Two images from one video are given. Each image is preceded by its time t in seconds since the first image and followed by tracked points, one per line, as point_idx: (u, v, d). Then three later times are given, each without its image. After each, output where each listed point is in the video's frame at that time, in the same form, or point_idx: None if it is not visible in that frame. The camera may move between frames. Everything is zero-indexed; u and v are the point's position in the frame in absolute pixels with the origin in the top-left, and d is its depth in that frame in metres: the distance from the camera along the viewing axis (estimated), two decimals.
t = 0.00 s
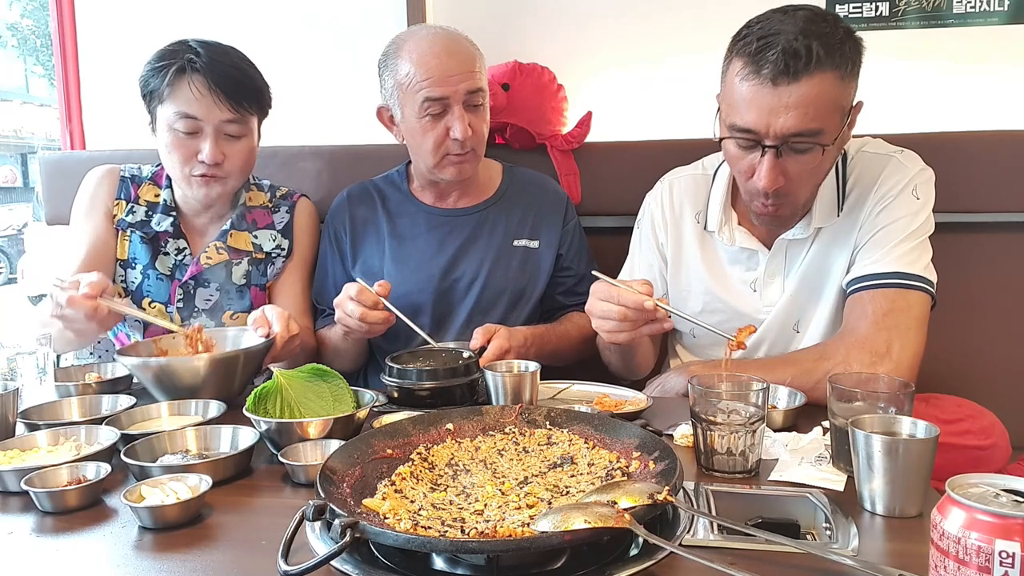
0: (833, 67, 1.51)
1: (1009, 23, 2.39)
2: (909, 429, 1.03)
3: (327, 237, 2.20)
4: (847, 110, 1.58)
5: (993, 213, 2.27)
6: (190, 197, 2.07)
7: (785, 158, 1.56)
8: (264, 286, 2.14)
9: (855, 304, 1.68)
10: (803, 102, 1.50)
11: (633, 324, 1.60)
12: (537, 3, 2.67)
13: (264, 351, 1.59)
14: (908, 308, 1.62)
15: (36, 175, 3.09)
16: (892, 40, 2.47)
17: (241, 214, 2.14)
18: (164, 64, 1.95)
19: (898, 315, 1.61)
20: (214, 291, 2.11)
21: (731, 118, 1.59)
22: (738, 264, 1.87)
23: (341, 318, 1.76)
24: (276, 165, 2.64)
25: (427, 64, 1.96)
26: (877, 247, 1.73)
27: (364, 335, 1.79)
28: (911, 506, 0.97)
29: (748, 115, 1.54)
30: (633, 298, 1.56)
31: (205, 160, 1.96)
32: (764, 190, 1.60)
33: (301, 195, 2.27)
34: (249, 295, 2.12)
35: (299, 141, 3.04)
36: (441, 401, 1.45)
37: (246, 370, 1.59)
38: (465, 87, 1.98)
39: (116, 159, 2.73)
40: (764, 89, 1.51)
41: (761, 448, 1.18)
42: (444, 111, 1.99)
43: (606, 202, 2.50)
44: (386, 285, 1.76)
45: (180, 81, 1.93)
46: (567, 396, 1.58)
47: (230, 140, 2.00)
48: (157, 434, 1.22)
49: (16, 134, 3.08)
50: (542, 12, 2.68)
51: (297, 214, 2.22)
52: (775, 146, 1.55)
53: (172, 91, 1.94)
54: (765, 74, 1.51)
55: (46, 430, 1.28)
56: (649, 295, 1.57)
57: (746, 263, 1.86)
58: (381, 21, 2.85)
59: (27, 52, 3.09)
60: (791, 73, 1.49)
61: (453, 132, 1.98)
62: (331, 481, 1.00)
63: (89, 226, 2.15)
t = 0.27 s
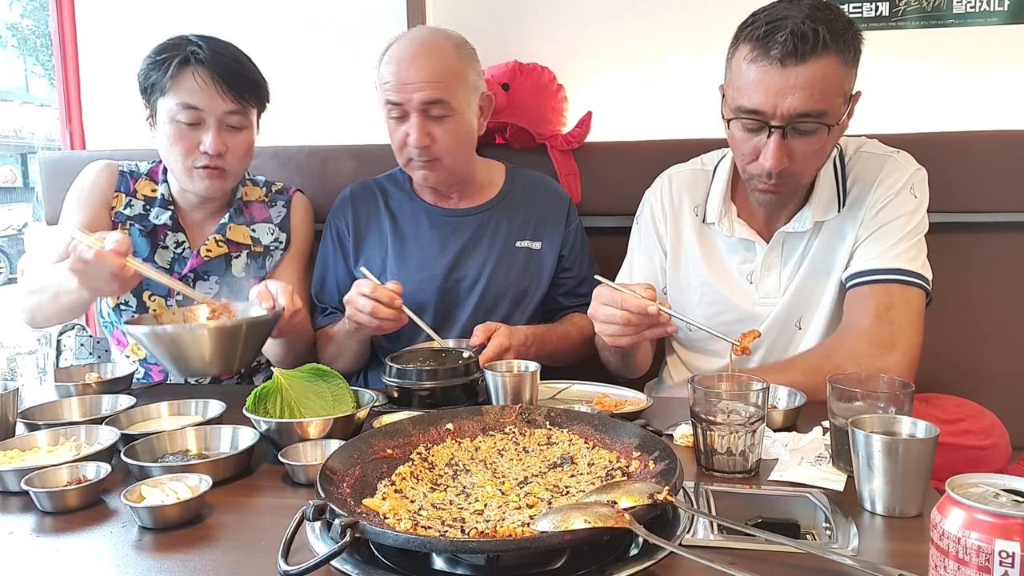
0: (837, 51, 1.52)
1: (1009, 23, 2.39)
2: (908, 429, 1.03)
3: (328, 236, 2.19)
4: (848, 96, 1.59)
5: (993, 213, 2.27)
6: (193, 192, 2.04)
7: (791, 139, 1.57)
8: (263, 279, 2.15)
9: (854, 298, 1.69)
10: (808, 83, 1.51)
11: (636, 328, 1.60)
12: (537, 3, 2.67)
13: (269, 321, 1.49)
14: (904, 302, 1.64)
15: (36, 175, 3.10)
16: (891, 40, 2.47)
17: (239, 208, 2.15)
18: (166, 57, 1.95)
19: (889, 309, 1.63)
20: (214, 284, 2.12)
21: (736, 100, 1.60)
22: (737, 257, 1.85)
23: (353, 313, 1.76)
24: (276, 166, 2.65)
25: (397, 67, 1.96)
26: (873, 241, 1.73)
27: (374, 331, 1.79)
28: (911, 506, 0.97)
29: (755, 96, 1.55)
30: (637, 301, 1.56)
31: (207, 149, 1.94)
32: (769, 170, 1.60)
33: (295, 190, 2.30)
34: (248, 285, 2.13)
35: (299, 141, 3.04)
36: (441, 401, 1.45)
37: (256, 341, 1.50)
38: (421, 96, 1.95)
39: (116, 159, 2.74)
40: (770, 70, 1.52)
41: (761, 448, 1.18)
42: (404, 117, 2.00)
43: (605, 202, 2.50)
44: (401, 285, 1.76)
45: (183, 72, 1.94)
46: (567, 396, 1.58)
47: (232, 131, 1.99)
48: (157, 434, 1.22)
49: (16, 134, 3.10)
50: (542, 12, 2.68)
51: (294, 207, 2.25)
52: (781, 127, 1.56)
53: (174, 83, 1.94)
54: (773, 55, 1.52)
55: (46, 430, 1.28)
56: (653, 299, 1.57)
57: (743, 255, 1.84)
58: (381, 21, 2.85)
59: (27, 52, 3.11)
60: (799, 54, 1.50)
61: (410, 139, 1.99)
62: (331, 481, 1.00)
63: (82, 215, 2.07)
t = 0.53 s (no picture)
0: (820, 48, 1.52)
1: (1009, 23, 2.39)
2: (908, 429, 1.03)
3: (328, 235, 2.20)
4: (839, 95, 1.58)
5: (993, 213, 2.27)
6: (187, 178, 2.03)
7: (772, 135, 1.56)
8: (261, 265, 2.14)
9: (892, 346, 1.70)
10: (788, 79, 1.51)
11: (632, 322, 1.60)
12: (537, 3, 2.67)
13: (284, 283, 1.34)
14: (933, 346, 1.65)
15: (36, 175, 3.10)
16: (891, 40, 2.47)
17: (232, 197, 2.15)
18: (157, 45, 1.94)
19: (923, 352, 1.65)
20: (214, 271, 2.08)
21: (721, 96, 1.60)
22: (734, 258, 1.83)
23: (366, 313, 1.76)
24: (276, 166, 2.65)
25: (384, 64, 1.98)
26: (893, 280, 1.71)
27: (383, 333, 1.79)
28: (911, 507, 0.97)
29: (737, 93, 1.55)
30: (632, 297, 1.57)
31: (205, 135, 1.94)
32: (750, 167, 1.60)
33: (285, 176, 2.30)
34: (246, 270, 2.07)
35: (299, 141, 3.04)
36: (441, 401, 1.45)
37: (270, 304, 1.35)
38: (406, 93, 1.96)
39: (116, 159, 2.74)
40: (751, 67, 1.53)
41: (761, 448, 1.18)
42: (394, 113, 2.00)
43: (606, 202, 2.50)
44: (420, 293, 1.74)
45: (177, 59, 1.92)
46: (567, 396, 1.58)
47: (228, 116, 1.99)
48: (157, 434, 1.22)
49: (16, 134, 3.10)
50: (542, 12, 2.68)
51: (286, 193, 2.25)
52: (762, 122, 1.55)
53: (167, 70, 1.93)
54: (753, 51, 1.53)
55: (46, 430, 1.28)
56: (647, 294, 1.58)
57: (741, 256, 1.81)
58: (381, 21, 2.85)
59: (27, 52, 3.11)
60: (778, 50, 1.51)
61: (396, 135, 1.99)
62: (331, 481, 1.00)
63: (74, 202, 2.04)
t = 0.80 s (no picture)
0: (791, 44, 1.55)
1: (1009, 23, 2.39)
2: (908, 429, 1.03)
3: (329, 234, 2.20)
4: (823, 96, 1.59)
5: (992, 213, 2.27)
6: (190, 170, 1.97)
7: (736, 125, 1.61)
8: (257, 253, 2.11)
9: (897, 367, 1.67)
10: (749, 70, 1.56)
11: (635, 328, 1.60)
12: (537, 3, 2.68)
13: (310, 239, 1.24)
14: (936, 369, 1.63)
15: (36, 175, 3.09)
16: (891, 40, 2.47)
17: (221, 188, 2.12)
18: (153, 37, 1.87)
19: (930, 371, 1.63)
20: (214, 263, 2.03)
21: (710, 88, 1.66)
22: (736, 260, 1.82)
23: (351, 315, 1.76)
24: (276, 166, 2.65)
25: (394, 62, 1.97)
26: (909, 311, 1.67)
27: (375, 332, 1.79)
28: (911, 506, 0.97)
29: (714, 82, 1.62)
30: (633, 301, 1.57)
31: (214, 124, 1.89)
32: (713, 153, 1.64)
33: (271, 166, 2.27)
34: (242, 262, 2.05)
35: (299, 141, 3.04)
36: (441, 400, 1.45)
37: (296, 263, 1.26)
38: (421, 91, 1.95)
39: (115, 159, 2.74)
40: (726, 58, 1.59)
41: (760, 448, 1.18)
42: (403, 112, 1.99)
43: (606, 202, 2.50)
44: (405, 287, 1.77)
45: (177, 49, 1.86)
46: (567, 396, 1.58)
47: (230, 105, 1.95)
48: (158, 434, 1.22)
49: (16, 134, 3.09)
50: (542, 12, 2.68)
51: (274, 181, 2.22)
52: (727, 110, 1.61)
53: (168, 60, 1.86)
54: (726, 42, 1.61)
55: (46, 430, 1.28)
56: (651, 299, 1.58)
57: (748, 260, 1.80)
58: (381, 21, 2.85)
59: (27, 52, 3.10)
60: (744, 41, 1.57)
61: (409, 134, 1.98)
62: (331, 481, 1.00)
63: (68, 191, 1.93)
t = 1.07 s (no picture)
0: (804, 46, 1.54)
1: (1009, 23, 2.39)
2: (908, 429, 1.03)
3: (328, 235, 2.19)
4: (835, 95, 1.58)
5: (993, 213, 2.27)
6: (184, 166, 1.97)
7: (751, 126, 1.59)
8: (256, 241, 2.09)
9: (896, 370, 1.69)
10: (764, 70, 1.54)
11: (638, 329, 1.60)
12: (537, 3, 2.67)
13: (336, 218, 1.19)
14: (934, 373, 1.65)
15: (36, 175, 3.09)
16: (892, 40, 2.47)
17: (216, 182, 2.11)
18: (148, 32, 1.86)
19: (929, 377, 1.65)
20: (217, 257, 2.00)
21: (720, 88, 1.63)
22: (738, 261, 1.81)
23: (345, 321, 1.77)
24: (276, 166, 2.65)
25: (420, 66, 1.95)
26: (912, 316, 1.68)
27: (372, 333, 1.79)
28: (911, 506, 0.97)
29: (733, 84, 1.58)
30: (636, 302, 1.58)
31: (208, 120, 1.88)
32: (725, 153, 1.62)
33: (261, 160, 2.27)
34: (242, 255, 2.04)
35: (299, 141, 3.05)
36: (440, 400, 1.45)
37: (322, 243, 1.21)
38: (457, 90, 1.95)
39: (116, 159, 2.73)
40: (737, 59, 1.58)
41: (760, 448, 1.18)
42: (435, 113, 1.97)
43: (606, 202, 2.50)
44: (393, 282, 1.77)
45: (173, 44, 1.86)
46: (567, 396, 1.58)
47: (226, 100, 1.94)
48: (157, 434, 1.22)
49: (16, 134, 3.08)
50: (542, 13, 2.68)
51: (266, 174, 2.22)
52: (741, 111, 1.59)
53: (163, 56, 1.85)
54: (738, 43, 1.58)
55: (46, 429, 1.28)
56: (654, 301, 1.57)
57: (751, 263, 1.80)
58: (381, 21, 2.85)
59: (27, 52, 3.09)
60: (760, 41, 1.55)
61: (445, 134, 1.96)
62: (331, 481, 1.00)
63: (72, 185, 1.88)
